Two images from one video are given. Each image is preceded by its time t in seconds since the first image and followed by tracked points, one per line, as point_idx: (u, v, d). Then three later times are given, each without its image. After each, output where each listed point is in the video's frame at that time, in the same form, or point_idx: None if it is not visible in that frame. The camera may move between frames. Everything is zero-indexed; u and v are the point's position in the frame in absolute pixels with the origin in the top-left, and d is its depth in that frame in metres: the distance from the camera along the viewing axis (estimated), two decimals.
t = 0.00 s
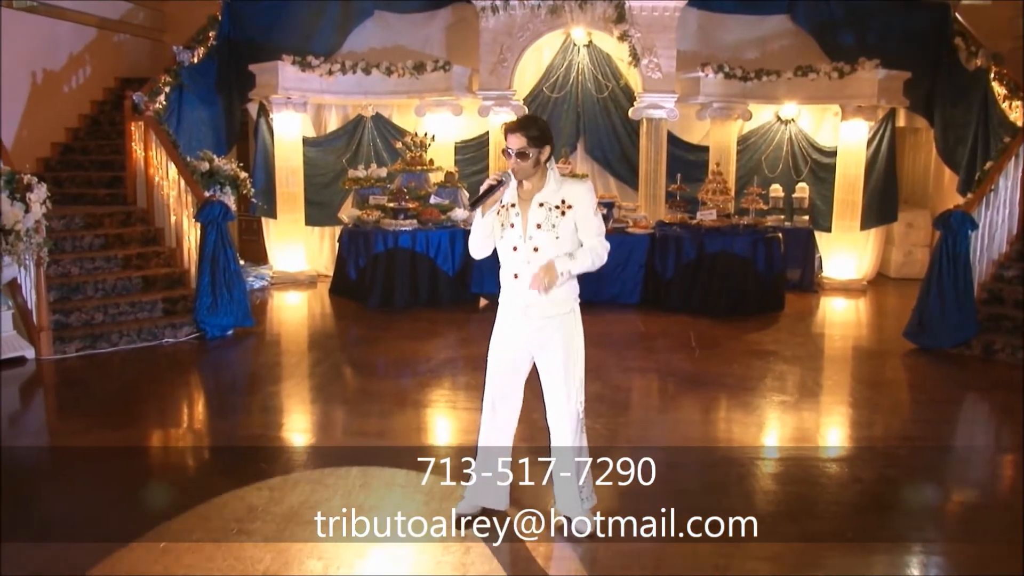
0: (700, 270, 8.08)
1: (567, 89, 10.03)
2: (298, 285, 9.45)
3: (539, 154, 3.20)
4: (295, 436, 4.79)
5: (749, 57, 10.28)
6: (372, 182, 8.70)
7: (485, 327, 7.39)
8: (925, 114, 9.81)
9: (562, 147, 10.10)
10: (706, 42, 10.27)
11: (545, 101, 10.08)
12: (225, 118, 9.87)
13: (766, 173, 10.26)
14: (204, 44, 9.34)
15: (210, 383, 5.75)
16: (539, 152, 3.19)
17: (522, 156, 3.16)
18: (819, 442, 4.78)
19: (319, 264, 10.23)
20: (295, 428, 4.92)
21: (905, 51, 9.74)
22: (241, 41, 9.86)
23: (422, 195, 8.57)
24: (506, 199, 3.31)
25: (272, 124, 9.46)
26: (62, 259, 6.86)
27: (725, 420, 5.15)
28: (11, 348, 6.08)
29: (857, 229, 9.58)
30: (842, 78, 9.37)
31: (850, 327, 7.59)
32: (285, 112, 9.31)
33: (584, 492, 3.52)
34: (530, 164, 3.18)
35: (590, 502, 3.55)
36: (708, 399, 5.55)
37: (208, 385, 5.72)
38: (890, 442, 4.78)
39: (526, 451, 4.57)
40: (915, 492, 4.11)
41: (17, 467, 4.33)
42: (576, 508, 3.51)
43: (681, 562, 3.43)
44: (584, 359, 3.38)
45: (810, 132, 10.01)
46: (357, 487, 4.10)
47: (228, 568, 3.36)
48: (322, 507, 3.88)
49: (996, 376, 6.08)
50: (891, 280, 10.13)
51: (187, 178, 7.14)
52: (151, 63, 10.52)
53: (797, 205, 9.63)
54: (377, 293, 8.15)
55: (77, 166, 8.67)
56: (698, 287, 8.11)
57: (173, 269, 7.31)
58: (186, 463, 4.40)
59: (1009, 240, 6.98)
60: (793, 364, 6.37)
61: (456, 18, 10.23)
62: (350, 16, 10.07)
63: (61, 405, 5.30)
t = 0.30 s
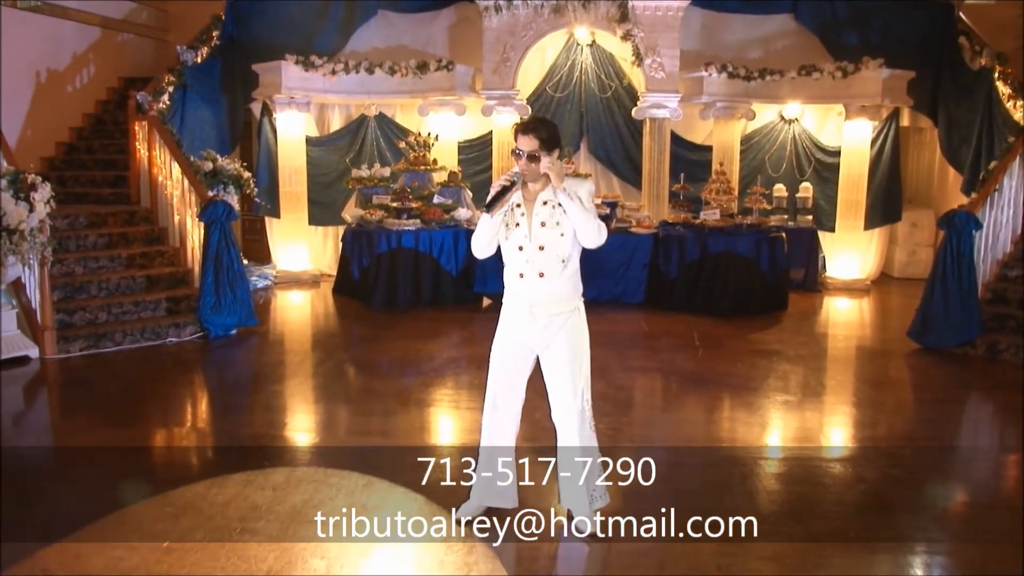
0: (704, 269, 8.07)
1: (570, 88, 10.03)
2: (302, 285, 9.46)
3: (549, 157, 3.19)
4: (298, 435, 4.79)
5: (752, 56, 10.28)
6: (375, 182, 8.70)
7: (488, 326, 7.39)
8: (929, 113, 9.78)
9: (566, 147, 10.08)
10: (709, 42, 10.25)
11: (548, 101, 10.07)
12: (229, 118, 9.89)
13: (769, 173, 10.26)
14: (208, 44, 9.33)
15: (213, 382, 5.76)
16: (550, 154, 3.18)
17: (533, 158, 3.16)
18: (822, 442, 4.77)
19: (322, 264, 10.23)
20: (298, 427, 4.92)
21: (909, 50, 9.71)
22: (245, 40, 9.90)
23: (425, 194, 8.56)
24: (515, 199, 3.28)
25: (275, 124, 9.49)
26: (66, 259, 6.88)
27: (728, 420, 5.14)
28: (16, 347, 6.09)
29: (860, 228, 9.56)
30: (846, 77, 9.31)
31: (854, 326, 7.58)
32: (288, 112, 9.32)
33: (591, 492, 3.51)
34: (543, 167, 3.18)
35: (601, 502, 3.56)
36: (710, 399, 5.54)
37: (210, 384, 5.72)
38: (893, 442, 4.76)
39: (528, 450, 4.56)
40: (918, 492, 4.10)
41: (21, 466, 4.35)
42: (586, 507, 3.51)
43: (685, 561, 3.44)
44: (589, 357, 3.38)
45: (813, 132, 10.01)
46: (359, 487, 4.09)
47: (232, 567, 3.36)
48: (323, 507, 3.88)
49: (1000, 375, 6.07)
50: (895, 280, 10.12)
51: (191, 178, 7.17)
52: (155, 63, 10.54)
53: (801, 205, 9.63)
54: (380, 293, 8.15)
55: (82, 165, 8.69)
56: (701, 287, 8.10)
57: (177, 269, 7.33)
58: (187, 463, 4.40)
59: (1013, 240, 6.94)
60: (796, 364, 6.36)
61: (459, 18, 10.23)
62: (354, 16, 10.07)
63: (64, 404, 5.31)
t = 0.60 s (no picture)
0: (706, 269, 8.07)
1: (572, 88, 10.02)
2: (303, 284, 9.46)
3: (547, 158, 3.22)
4: (300, 435, 4.80)
5: (754, 56, 10.28)
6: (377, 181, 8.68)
7: (489, 326, 7.38)
8: (931, 112, 9.77)
9: (568, 147, 10.08)
10: (711, 41, 10.25)
11: (550, 100, 10.07)
12: (231, 117, 9.91)
13: (771, 173, 10.27)
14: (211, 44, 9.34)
15: (214, 382, 5.76)
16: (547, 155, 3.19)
17: (531, 161, 3.19)
18: (823, 442, 4.76)
19: (324, 263, 10.22)
20: (300, 427, 4.93)
21: (912, 48, 9.69)
22: (247, 40, 9.91)
23: (427, 194, 8.55)
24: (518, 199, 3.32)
25: (277, 124, 9.52)
26: (68, 258, 6.89)
27: (730, 420, 5.13)
28: (19, 347, 6.10)
29: (863, 228, 9.55)
30: (847, 76, 9.31)
31: (856, 326, 7.56)
32: (290, 112, 9.35)
33: (588, 493, 3.51)
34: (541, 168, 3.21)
35: (598, 502, 3.56)
36: (712, 399, 5.54)
37: (211, 384, 5.73)
38: (894, 442, 4.76)
39: (529, 451, 4.56)
40: (920, 492, 4.09)
41: (24, 466, 4.36)
42: (584, 507, 3.51)
43: (686, 560, 3.44)
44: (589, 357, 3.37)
45: (816, 131, 9.99)
46: (360, 487, 4.09)
47: (235, 567, 3.37)
48: (324, 507, 3.88)
49: (1002, 375, 6.06)
50: (897, 279, 10.11)
51: (194, 178, 7.18)
52: (156, 63, 10.55)
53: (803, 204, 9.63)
54: (382, 292, 8.16)
55: (84, 165, 8.70)
56: (703, 286, 8.10)
57: (179, 269, 7.35)
58: (189, 463, 4.40)
59: (1016, 240, 6.92)
60: (798, 364, 6.35)
61: (460, 17, 10.22)
62: (356, 16, 10.08)
63: (66, 403, 5.32)
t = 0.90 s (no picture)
0: (707, 268, 8.08)
1: (573, 88, 10.02)
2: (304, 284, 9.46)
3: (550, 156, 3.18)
4: (301, 434, 4.80)
5: (755, 55, 10.28)
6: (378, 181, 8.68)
7: (490, 326, 7.38)
8: (933, 112, 9.77)
9: (569, 147, 10.08)
10: (712, 41, 10.25)
11: (551, 100, 10.07)
12: (232, 117, 9.92)
13: (772, 172, 10.26)
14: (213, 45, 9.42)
15: (215, 382, 5.76)
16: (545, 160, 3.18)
17: (538, 160, 3.15)
18: (824, 442, 4.75)
19: (325, 263, 10.22)
20: (301, 427, 4.93)
21: (913, 48, 9.67)
22: (248, 41, 9.92)
23: (428, 194, 8.54)
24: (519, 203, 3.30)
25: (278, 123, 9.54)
26: (69, 258, 6.89)
27: (731, 420, 5.13)
28: (20, 347, 6.11)
29: (864, 228, 9.56)
30: (848, 76, 9.30)
31: (858, 326, 7.55)
32: (291, 111, 9.36)
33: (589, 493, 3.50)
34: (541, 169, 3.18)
35: (599, 501, 3.55)
36: (713, 399, 5.54)
37: (212, 384, 5.73)
38: (895, 442, 4.75)
39: (531, 451, 4.55)
40: (921, 492, 4.09)
41: (25, 465, 4.36)
42: (584, 507, 3.51)
43: (688, 560, 3.44)
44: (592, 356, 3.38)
45: (817, 130, 9.99)
46: (361, 486, 4.09)
47: (237, 567, 3.37)
48: (325, 506, 3.88)
49: (1004, 375, 6.05)
50: (898, 279, 10.11)
51: (195, 178, 7.17)
52: (158, 63, 10.56)
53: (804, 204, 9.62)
54: (383, 292, 8.17)
55: (85, 165, 8.71)
56: (704, 286, 8.10)
57: (181, 269, 7.35)
58: (191, 462, 4.41)
59: (1016, 239, 6.92)
60: (800, 363, 6.35)
61: (461, 17, 10.23)
62: (357, 16, 10.09)
63: (67, 403, 5.32)
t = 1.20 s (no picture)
0: (708, 267, 8.07)
1: (573, 87, 10.02)
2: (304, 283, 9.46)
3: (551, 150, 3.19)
4: (302, 433, 4.81)
5: (756, 55, 10.29)
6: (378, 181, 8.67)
7: (491, 325, 7.38)
8: (934, 111, 9.76)
9: (569, 146, 10.09)
10: (713, 40, 10.27)
11: (552, 99, 10.07)
12: (233, 117, 9.93)
13: (773, 172, 10.26)
14: (213, 43, 9.37)
15: (216, 381, 5.76)
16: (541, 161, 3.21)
17: (542, 151, 3.15)
18: (824, 442, 4.74)
19: (326, 263, 10.22)
20: (302, 426, 4.93)
21: (914, 47, 9.67)
22: (249, 40, 9.93)
23: (428, 193, 8.55)
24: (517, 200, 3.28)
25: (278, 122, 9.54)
26: (70, 257, 6.90)
27: (732, 419, 5.13)
28: (21, 346, 6.12)
29: (864, 227, 9.56)
30: (849, 75, 9.29)
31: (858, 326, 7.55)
32: (292, 111, 9.37)
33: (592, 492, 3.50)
34: (542, 163, 3.18)
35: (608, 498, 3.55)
36: (714, 398, 5.54)
37: (212, 383, 5.72)
38: (896, 442, 4.75)
39: (531, 450, 4.55)
40: (921, 492, 4.08)
41: (26, 465, 4.36)
42: (589, 505, 3.50)
43: (689, 559, 3.44)
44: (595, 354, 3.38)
45: (817, 130, 9.98)
46: (361, 487, 4.09)
47: (237, 566, 3.37)
48: (325, 506, 3.88)
49: (1005, 374, 6.05)
50: (899, 278, 10.11)
51: (196, 177, 7.18)
52: (159, 62, 10.57)
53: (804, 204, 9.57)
54: (384, 291, 8.18)
55: (86, 164, 8.72)
56: (704, 285, 8.10)
57: (181, 268, 7.35)
58: (191, 462, 4.41)
59: (1017, 239, 6.87)
60: (801, 363, 6.34)
61: (462, 16, 10.22)
62: (358, 15, 10.10)
63: (68, 403, 5.33)
